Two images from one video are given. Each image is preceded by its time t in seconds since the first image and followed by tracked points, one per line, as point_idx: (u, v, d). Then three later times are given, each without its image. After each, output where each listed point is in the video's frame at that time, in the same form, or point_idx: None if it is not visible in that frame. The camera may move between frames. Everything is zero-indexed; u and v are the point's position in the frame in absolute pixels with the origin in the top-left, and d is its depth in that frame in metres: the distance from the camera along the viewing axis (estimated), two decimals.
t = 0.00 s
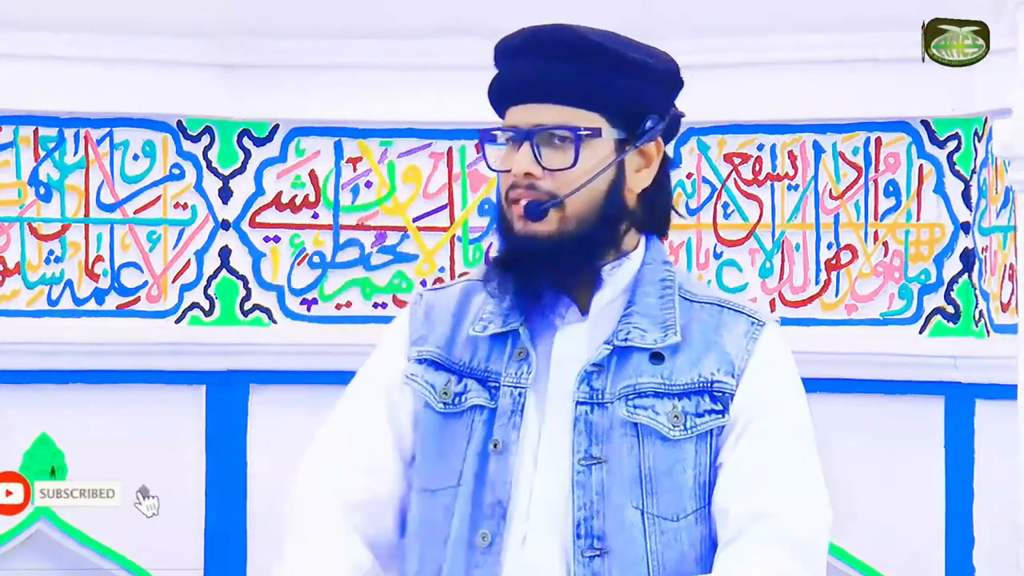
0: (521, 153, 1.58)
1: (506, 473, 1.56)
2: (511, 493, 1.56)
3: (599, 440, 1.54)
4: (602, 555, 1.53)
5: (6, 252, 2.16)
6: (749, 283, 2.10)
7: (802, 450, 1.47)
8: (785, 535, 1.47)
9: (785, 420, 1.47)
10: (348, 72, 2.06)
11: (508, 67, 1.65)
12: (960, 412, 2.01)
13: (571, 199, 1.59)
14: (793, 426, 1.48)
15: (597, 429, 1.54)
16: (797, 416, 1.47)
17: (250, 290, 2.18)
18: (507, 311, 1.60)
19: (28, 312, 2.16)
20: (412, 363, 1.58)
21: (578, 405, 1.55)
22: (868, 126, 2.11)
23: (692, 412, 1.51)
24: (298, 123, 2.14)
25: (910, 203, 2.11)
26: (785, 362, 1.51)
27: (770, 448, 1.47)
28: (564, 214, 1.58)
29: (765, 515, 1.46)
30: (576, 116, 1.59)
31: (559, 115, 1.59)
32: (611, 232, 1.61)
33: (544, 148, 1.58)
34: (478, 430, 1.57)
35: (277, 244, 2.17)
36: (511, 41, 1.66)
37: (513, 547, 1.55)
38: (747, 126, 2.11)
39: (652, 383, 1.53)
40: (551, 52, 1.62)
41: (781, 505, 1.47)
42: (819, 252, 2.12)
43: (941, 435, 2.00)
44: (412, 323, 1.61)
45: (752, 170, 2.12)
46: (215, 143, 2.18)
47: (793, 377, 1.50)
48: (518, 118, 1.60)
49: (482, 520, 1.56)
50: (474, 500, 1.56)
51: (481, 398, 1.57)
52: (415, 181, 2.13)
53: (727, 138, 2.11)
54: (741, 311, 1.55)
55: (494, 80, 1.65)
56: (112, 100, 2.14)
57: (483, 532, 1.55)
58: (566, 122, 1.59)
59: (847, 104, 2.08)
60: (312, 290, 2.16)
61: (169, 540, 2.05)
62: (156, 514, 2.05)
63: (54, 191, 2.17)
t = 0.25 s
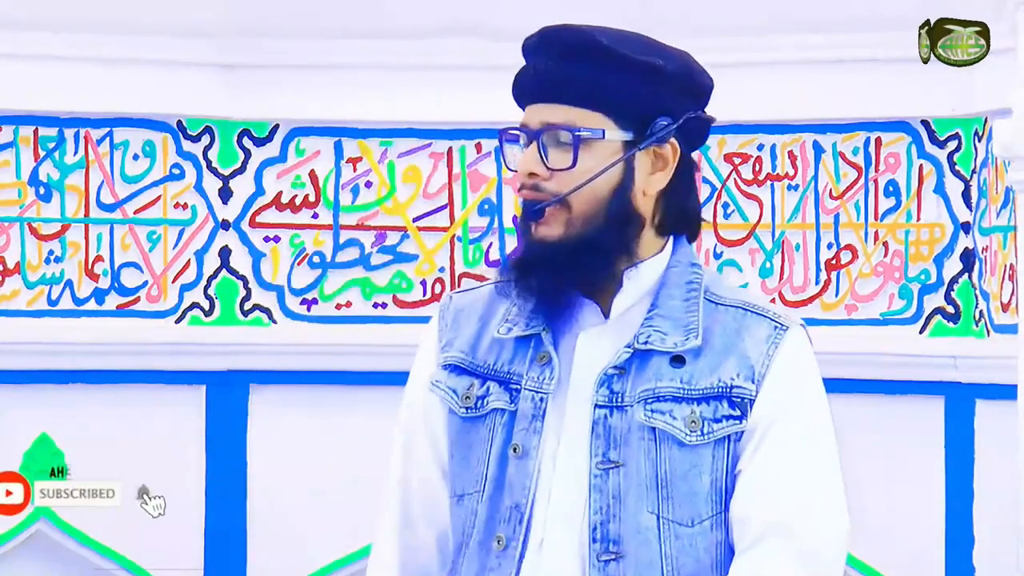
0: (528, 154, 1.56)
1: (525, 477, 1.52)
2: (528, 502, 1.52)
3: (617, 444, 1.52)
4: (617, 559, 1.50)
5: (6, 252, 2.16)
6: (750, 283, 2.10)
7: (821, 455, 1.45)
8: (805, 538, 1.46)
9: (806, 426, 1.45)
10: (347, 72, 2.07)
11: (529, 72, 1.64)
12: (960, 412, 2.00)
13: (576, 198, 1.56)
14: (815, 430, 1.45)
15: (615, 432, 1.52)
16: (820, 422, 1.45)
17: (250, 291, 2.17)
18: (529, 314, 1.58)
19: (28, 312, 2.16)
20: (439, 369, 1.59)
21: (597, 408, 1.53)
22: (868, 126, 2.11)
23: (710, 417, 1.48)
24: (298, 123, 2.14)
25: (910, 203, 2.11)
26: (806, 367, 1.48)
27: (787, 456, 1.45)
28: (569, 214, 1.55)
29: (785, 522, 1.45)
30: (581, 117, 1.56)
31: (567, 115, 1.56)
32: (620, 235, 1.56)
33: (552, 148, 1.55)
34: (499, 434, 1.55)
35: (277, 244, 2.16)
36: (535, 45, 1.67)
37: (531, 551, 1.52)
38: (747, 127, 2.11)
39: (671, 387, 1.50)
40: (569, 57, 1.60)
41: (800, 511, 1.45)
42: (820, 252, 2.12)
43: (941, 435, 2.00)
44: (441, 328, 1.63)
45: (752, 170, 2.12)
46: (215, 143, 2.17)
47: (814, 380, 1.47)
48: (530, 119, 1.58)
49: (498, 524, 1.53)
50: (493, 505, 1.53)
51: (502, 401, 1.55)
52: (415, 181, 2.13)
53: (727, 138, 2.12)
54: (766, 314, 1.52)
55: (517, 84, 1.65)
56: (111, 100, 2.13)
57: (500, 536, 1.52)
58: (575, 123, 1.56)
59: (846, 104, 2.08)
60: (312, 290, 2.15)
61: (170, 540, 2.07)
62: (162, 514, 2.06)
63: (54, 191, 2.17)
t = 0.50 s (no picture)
0: (533, 157, 1.31)
1: (523, 478, 1.26)
2: (526, 500, 1.26)
3: (614, 448, 1.25)
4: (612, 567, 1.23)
5: (6, 252, 2.16)
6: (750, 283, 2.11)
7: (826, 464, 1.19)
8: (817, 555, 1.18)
9: (810, 427, 1.18)
10: (347, 72, 2.07)
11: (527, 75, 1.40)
12: (960, 413, 1.99)
13: (582, 199, 1.32)
14: (817, 436, 1.19)
15: (614, 436, 1.25)
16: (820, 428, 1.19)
17: (250, 291, 2.17)
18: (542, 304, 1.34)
19: (28, 312, 2.15)
20: (452, 368, 1.35)
21: (595, 411, 1.26)
22: (869, 126, 2.11)
23: (705, 421, 1.22)
24: (298, 123, 2.14)
25: (910, 203, 2.11)
26: (810, 369, 1.21)
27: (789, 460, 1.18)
28: (575, 217, 1.32)
29: (794, 537, 1.18)
30: (589, 117, 1.32)
31: (575, 115, 1.32)
32: (627, 234, 1.31)
33: (558, 149, 1.30)
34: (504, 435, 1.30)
35: (277, 244, 2.16)
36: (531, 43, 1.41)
37: (528, 551, 1.26)
38: (747, 126, 2.12)
39: (669, 393, 1.24)
40: (568, 58, 1.36)
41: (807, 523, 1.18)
42: (820, 252, 2.12)
43: (941, 435, 2.00)
44: (461, 325, 1.37)
45: (752, 170, 2.13)
46: (215, 143, 2.17)
47: (818, 377, 1.21)
48: (535, 121, 1.33)
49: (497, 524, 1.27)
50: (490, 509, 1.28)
51: (508, 400, 1.30)
52: (415, 181, 2.14)
53: (727, 138, 2.13)
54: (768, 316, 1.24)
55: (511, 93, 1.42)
56: (112, 100, 2.14)
57: (499, 534, 1.26)
58: (583, 122, 1.32)
59: (846, 104, 2.08)
60: (312, 290, 2.15)
61: (170, 540, 2.07)
62: (162, 514, 2.07)
63: (54, 191, 2.17)
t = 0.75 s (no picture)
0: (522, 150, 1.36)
1: (517, 474, 1.31)
2: (520, 495, 1.31)
3: (602, 442, 1.30)
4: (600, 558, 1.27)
5: (6, 252, 2.16)
6: (749, 283, 2.11)
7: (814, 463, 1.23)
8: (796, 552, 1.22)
9: (800, 425, 1.23)
10: (347, 72, 2.07)
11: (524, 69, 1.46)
12: (960, 413, 1.99)
13: (574, 190, 1.36)
14: (806, 437, 1.23)
15: (604, 431, 1.30)
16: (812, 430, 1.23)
17: (250, 290, 2.17)
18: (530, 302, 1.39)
19: (28, 312, 2.15)
20: (441, 365, 1.39)
21: (584, 407, 1.31)
22: (868, 126, 2.11)
23: (694, 417, 1.26)
24: (298, 123, 2.14)
25: (910, 203, 2.11)
26: (798, 370, 1.25)
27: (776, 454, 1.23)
28: (566, 209, 1.36)
29: (771, 532, 1.22)
30: (578, 109, 1.37)
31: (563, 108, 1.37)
32: (619, 227, 1.36)
33: (547, 143, 1.35)
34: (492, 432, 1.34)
35: (277, 244, 2.16)
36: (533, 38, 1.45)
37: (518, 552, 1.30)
38: (747, 126, 2.12)
39: (657, 388, 1.28)
40: (559, 50, 1.41)
41: (786, 522, 1.22)
42: (819, 252, 2.12)
43: (940, 434, 2.01)
44: (450, 323, 1.43)
45: (752, 170, 2.13)
46: (215, 143, 2.17)
47: (807, 375, 1.26)
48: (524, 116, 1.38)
49: (492, 518, 1.31)
50: (483, 498, 1.32)
51: (498, 396, 1.34)
52: (415, 181, 2.13)
53: (726, 138, 2.13)
54: (757, 314, 1.29)
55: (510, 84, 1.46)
56: (112, 100, 2.14)
57: (493, 530, 1.31)
58: (570, 114, 1.37)
59: (846, 104, 2.08)
60: (312, 290, 2.15)
61: (171, 539, 2.07)
62: (162, 514, 2.07)
63: (54, 191, 2.17)
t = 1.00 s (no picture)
0: (494, 152, 1.56)
1: (494, 472, 1.50)
2: (499, 492, 1.50)
3: (578, 437, 1.48)
4: (575, 551, 1.47)
5: (6, 252, 2.16)
6: (750, 283, 2.10)
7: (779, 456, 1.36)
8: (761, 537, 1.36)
9: (768, 420, 1.35)
10: (347, 72, 2.07)
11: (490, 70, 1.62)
12: (960, 412, 2.00)
13: (547, 185, 1.55)
14: (773, 433, 1.35)
15: (577, 427, 1.48)
16: (778, 430, 1.36)
17: (250, 290, 2.17)
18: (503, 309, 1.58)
19: (28, 312, 2.16)
20: (418, 364, 1.58)
21: (559, 402, 1.49)
22: (868, 126, 2.11)
23: (666, 409, 1.43)
24: (298, 123, 2.14)
25: (910, 203, 2.11)
26: (774, 355, 1.41)
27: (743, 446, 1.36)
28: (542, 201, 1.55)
29: (739, 520, 1.36)
30: (544, 104, 1.56)
31: (529, 106, 1.56)
32: (592, 219, 1.54)
33: (516, 142, 1.55)
34: (471, 427, 1.53)
35: (277, 244, 2.16)
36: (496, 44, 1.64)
37: (497, 546, 1.50)
38: (747, 126, 2.12)
39: (630, 381, 1.46)
40: (528, 52, 1.58)
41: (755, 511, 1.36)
42: (820, 252, 2.12)
43: (940, 435, 2.00)
44: (427, 325, 1.63)
45: (752, 170, 2.13)
46: (215, 143, 2.18)
47: (780, 369, 1.40)
48: (494, 118, 1.59)
49: (472, 516, 1.51)
50: (466, 495, 1.52)
51: (474, 395, 1.53)
52: (415, 181, 2.13)
53: (727, 138, 2.13)
54: (728, 308, 1.46)
55: (477, 89, 1.64)
56: (112, 100, 2.14)
57: (471, 530, 1.51)
58: (534, 111, 1.56)
59: (846, 104, 2.09)
60: (312, 290, 2.15)
61: (170, 540, 2.06)
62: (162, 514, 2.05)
63: (54, 191, 2.17)
